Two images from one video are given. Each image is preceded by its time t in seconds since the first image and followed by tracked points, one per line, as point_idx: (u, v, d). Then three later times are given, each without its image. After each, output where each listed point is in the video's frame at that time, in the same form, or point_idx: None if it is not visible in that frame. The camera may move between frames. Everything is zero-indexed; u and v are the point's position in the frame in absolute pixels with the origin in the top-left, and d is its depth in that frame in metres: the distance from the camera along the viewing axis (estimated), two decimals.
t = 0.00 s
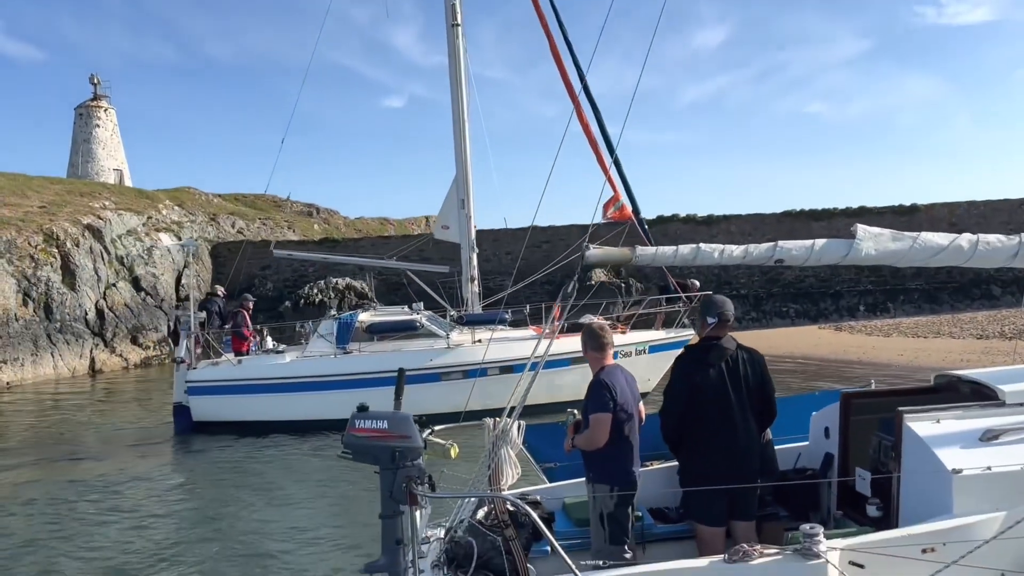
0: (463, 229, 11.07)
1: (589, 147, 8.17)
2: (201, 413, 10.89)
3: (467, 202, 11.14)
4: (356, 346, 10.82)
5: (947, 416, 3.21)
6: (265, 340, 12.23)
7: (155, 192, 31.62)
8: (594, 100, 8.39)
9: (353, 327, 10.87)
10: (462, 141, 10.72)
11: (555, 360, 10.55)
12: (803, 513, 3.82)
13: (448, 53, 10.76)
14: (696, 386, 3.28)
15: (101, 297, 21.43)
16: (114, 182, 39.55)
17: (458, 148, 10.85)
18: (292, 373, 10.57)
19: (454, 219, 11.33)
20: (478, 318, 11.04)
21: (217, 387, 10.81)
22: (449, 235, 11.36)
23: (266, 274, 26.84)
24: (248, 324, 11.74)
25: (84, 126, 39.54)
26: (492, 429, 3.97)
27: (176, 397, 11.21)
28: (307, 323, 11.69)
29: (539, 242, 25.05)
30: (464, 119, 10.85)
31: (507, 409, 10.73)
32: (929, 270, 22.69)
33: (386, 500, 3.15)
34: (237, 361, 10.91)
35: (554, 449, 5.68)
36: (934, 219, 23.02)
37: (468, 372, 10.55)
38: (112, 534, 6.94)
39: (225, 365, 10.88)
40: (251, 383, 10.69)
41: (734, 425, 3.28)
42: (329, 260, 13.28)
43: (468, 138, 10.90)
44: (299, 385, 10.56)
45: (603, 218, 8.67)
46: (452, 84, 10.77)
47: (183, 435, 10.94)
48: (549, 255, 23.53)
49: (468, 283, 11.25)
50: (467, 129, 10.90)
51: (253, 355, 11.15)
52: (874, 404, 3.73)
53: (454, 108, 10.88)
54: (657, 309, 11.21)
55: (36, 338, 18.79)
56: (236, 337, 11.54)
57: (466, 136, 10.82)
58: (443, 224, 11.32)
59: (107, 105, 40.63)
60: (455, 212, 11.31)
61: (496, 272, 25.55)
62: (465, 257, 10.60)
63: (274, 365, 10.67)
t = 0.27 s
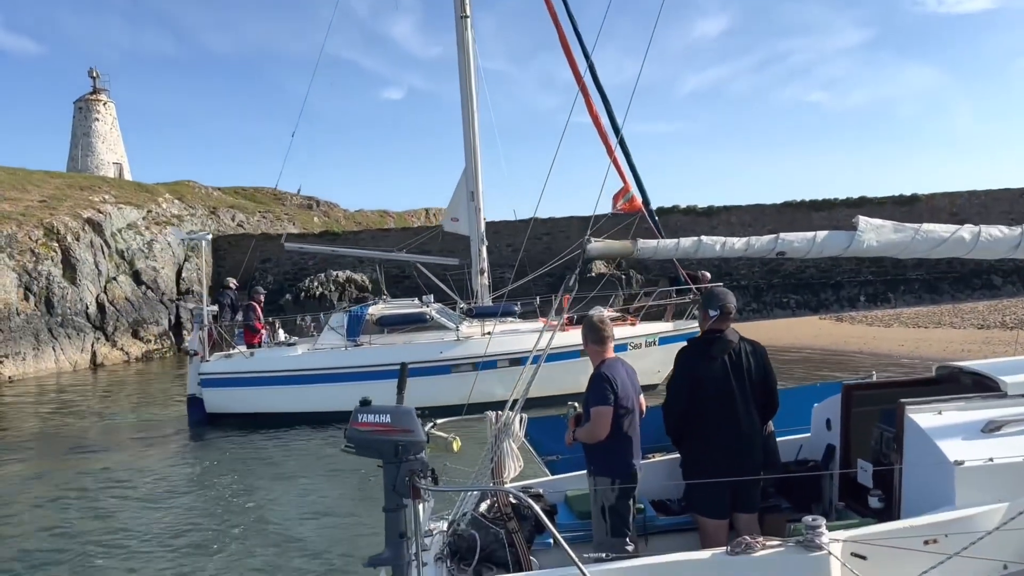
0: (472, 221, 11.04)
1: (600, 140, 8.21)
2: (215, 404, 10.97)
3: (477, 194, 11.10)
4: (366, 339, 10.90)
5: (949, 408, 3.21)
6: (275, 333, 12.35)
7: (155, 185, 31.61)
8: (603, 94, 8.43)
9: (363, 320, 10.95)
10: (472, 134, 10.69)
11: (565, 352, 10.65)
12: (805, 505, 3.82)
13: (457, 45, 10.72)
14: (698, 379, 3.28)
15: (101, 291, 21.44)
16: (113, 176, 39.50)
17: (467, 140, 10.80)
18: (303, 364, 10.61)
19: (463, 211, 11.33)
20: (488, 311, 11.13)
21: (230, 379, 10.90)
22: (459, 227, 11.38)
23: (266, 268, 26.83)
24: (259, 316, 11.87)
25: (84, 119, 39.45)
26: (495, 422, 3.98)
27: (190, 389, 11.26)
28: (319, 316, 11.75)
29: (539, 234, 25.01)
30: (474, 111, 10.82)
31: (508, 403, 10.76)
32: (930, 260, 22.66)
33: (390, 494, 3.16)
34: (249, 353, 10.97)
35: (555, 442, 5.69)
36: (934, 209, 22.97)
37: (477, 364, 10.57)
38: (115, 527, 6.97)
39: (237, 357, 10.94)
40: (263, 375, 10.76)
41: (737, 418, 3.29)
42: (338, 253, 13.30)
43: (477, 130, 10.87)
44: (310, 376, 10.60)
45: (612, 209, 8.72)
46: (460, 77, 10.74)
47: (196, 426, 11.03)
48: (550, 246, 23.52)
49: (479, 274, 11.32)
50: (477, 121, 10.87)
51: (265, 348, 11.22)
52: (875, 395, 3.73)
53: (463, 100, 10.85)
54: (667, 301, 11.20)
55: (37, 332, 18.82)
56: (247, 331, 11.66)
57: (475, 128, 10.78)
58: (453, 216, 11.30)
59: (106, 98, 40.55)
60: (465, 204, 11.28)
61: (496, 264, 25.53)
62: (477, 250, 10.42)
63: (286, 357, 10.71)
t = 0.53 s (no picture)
0: (480, 213, 10.97)
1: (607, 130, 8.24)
2: (224, 396, 11.03)
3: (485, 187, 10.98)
4: (375, 332, 11.03)
5: (947, 399, 3.22)
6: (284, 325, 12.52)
7: (152, 179, 31.54)
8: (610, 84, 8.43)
9: (372, 312, 11.07)
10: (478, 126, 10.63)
11: (570, 345, 10.70)
12: (803, 496, 3.83)
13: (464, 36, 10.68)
14: (697, 372, 3.29)
15: (100, 285, 21.41)
16: (111, 170, 39.40)
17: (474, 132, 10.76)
18: (314, 357, 10.71)
19: (470, 203, 11.30)
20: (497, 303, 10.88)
21: (240, 373, 10.98)
22: (467, 220, 11.40)
23: (264, 261, 26.79)
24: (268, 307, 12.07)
25: (81, 113, 39.31)
26: (495, 415, 3.98)
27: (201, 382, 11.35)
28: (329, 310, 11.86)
29: (537, 227, 25.00)
30: (481, 104, 10.77)
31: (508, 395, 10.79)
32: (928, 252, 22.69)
33: (389, 486, 3.16)
34: (259, 347, 11.05)
35: (554, 435, 5.71)
36: (933, 201, 22.97)
37: (486, 357, 10.61)
38: (116, 519, 6.98)
39: (248, 351, 11.04)
40: (273, 368, 10.85)
41: (735, 409, 3.29)
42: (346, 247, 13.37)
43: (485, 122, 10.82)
44: (320, 369, 10.68)
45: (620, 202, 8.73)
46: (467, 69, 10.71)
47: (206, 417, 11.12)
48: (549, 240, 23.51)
49: (487, 267, 11.21)
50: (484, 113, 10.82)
51: (275, 341, 11.31)
52: (874, 387, 3.74)
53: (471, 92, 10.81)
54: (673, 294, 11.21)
55: (36, 326, 18.82)
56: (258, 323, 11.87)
57: (483, 120, 10.73)
58: (460, 208, 11.31)
59: (103, 92, 40.42)
60: (473, 196, 11.25)
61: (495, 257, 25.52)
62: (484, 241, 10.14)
63: (298, 349, 10.83)
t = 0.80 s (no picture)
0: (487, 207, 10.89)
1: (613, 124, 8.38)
2: (233, 390, 11.24)
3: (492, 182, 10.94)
4: (381, 326, 11.04)
5: (944, 393, 3.23)
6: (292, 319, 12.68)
7: (149, 174, 31.44)
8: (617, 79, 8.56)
9: (378, 306, 11.10)
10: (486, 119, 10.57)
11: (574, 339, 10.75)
12: (800, 490, 3.84)
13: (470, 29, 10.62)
14: (694, 366, 3.30)
15: (96, 279, 21.34)
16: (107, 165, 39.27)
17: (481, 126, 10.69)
18: (321, 351, 10.77)
19: (477, 198, 11.23)
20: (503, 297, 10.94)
21: (249, 365, 11.11)
22: (473, 215, 11.33)
23: (261, 256, 26.75)
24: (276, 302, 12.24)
25: (77, 107, 39.15)
26: (492, 409, 3.99)
27: (211, 373, 11.54)
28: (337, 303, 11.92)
29: (534, 222, 24.99)
30: (487, 96, 10.72)
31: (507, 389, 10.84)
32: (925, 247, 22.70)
33: (387, 480, 3.17)
34: (266, 340, 11.08)
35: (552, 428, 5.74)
36: (930, 196, 22.98)
37: (491, 351, 10.68)
38: (114, 512, 6.98)
39: (255, 344, 11.09)
40: (281, 362, 10.93)
41: (732, 403, 3.30)
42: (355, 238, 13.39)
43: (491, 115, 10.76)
44: (327, 363, 10.73)
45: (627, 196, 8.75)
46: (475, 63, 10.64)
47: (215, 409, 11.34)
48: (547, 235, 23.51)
49: (494, 261, 10.91)
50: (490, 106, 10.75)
51: (282, 335, 11.35)
52: (871, 381, 3.75)
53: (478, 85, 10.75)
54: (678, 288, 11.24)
55: (32, 321, 18.79)
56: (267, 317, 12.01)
57: (489, 113, 10.67)
58: (466, 203, 11.24)
59: (100, 86, 40.26)
60: (479, 191, 11.18)
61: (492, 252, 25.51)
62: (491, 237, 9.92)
63: (304, 342, 10.85)
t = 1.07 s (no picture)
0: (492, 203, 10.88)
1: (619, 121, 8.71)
2: (240, 385, 11.30)
3: (497, 176, 10.91)
4: (387, 320, 11.06)
5: (939, 388, 3.24)
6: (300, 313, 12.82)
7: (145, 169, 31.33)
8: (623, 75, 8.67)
9: (384, 301, 11.09)
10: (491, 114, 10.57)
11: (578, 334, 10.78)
12: (795, 485, 3.85)
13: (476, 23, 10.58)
14: (690, 361, 3.30)
15: (92, 275, 21.29)
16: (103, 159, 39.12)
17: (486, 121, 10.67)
18: (327, 346, 10.84)
19: (483, 193, 11.25)
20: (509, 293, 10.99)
21: (256, 360, 11.21)
22: (478, 210, 11.37)
23: (258, 251, 26.69)
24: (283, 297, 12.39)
25: (72, 102, 38.98)
26: (489, 404, 3.99)
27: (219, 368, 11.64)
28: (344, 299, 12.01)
29: (531, 218, 24.96)
30: (493, 91, 10.72)
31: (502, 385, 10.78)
32: (922, 243, 22.75)
33: (383, 475, 3.17)
34: (274, 335, 11.24)
35: (549, 423, 5.73)
36: (926, 192, 23.02)
37: (496, 347, 10.66)
38: (109, 506, 6.96)
39: (263, 339, 11.26)
40: (288, 357, 11.05)
41: (728, 399, 3.30)
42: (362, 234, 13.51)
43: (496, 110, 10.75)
44: (333, 357, 10.83)
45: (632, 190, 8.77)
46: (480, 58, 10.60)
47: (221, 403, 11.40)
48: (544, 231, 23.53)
49: (498, 257, 11.09)
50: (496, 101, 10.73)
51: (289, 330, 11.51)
52: (866, 376, 3.76)
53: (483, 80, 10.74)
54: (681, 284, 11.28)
55: (28, 316, 18.73)
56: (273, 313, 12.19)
57: (495, 108, 10.64)
58: (471, 199, 11.27)
59: (95, 80, 40.07)
60: (485, 186, 11.19)
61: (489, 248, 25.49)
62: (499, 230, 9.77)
63: (312, 336, 10.97)
